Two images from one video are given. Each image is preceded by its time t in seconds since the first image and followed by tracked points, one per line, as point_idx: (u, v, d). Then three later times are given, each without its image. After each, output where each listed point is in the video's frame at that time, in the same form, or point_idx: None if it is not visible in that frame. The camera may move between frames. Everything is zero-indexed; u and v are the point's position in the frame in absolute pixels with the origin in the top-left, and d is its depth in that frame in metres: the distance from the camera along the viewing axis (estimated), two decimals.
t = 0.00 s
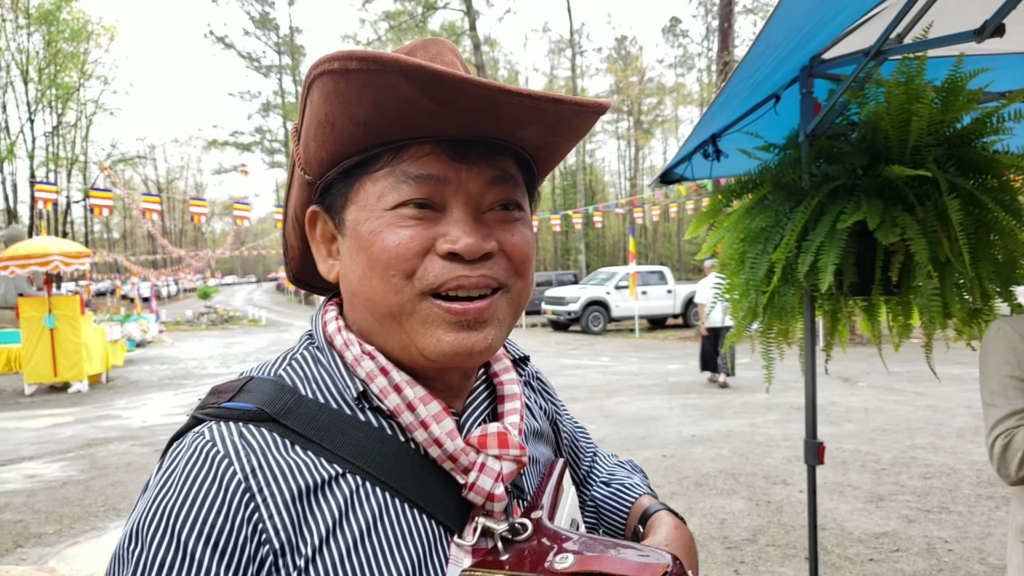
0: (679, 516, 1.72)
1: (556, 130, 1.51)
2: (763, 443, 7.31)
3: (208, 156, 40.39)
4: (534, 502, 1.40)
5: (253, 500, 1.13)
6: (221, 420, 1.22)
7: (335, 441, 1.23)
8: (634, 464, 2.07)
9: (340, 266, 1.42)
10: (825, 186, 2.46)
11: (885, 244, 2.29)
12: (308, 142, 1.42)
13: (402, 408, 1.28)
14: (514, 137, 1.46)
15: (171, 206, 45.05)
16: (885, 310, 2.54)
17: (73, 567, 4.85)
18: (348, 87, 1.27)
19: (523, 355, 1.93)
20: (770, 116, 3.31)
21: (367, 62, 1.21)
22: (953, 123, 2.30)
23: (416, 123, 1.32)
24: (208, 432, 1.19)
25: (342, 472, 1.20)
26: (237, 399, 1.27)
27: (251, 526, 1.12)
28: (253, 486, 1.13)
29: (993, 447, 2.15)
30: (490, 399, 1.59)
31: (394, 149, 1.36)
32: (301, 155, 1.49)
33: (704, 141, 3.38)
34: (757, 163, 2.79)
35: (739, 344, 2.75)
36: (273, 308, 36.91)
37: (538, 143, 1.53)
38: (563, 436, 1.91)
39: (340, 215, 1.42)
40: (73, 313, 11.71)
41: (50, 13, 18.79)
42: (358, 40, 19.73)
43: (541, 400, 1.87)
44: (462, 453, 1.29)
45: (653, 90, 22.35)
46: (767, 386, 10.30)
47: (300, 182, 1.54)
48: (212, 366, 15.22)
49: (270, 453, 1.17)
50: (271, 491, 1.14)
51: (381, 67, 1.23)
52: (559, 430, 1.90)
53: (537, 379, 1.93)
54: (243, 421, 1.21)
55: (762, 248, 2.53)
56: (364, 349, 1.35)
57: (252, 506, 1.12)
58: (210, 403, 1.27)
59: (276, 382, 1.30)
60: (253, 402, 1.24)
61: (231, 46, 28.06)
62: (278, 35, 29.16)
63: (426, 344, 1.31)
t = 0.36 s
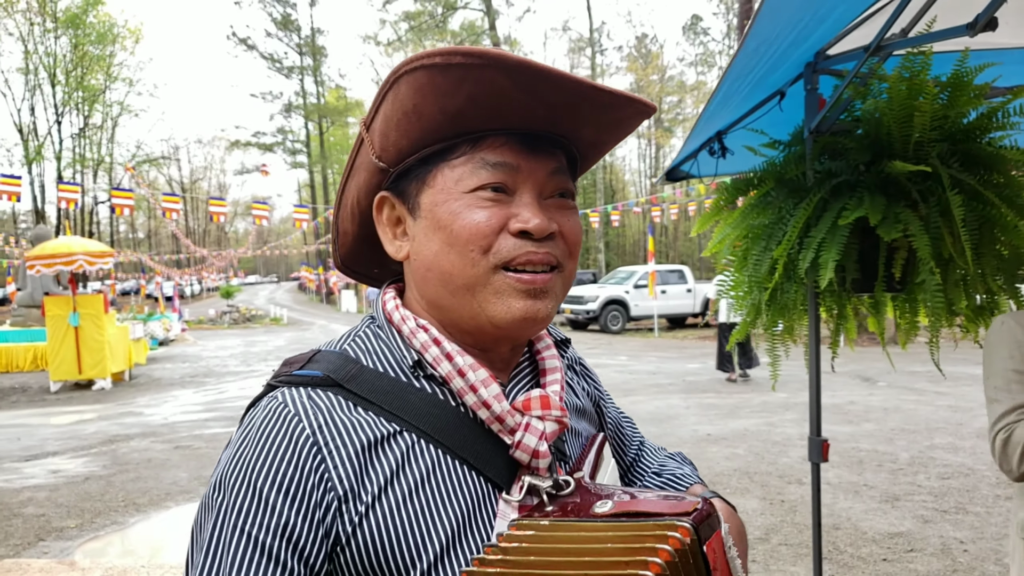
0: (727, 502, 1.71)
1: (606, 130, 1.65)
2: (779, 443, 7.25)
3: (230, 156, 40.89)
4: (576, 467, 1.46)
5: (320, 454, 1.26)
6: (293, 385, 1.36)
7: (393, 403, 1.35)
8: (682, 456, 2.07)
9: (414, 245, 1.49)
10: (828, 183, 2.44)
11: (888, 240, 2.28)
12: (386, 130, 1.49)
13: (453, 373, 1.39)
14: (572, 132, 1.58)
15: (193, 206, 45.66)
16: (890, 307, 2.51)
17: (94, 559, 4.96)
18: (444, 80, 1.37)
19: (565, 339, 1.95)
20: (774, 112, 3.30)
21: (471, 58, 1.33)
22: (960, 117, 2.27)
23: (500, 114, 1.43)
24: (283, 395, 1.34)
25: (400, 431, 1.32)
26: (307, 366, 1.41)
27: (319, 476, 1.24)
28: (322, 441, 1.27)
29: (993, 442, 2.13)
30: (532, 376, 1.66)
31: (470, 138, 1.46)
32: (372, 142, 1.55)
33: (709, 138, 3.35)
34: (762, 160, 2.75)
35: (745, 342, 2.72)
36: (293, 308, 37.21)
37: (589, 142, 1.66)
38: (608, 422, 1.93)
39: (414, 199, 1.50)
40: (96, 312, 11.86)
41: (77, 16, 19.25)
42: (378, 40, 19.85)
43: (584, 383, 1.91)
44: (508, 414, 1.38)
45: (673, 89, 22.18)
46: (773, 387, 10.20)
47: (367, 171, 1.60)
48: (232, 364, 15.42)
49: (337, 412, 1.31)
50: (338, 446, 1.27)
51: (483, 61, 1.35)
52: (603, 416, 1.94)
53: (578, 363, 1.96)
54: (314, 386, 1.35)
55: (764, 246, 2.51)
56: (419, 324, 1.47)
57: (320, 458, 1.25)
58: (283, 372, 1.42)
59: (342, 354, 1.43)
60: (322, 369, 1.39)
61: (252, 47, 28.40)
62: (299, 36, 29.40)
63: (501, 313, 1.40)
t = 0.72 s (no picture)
0: (752, 492, 1.61)
1: (646, 144, 1.66)
2: (779, 442, 7.24)
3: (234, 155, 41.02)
4: (597, 457, 1.42)
5: (350, 433, 1.32)
6: (333, 369, 1.42)
7: (422, 387, 1.40)
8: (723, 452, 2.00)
9: (463, 242, 1.48)
10: (818, 183, 2.45)
11: (877, 240, 2.28)
12: (444, 128, 1.47)
13: (480, 361, 1.41)
14: (616, 144, 1.59)
15: (196, 205, 45.83)
16: (882, 307, 2.50)
17: (94, 557, 4.97)
18: (513, 88, 1.38)
19: (595, 336, 1.84)
20: (766, 113, 3.31)
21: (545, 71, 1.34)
22: (950, 117, 2.27)
23: (560, 120, 1.43)
24: (323, 378, 1.40)
25: (425, 413, 1.37)
26: (347, 352, 1.47)
27: (348, 453, 1.31)
28: (355, 421, 1.33)
29: (982, 440, 2.14)
30: (553, 366, 1.61)
31: (525, 143, 1.46)
32: (425, 140, 1.53)
33: (702, 137, 3.37)
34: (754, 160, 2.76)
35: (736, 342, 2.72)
36: (295, 307, 37.24)
37: (631, 154, 1.67)
38: (644, 423, 1.87)
39: (464, 197, 1.49)
40: (99, 309, 11.91)
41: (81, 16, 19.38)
42: (381, 39, 19.87)
43: (617, 378, 1.84)
44: (526, 403, 1.39)
45: (675, 88, 22.15)
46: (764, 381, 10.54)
47: (416, 167, 1.58)
48: (234, 363, 15.47)
49: (369, 395, 1.37)
50: (370, 426, 1.33)
51: (555, 73, 1.36)
52: (641, 415, 1.87)
53: (612, 360, 1.89)
54: (352, 370, 1.41)
55: (754, 245, 2.53)
56: (450, 317, 1.50)
57: (349, 437, 1.32)
58: (326, 356, 1.48)
59: (381, 342, 1.49)
60: (357, 354, 1.45)
61: (256, 47, 28.48)
62: (302, 35, 29.44)
63: (548, 310, 1.40)
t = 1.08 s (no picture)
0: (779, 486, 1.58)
1: (661, 129, 1.62)
2: (778, 441, 7.23)
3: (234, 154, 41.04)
4: (601, 445, 1.37)
5: (354, 415, 1.33)
6: (340, 352, 1.42)
7: (427, 371, 1.38)
8: (751, 438, 1.92)
9: (474, 228, 1.47)
10: (813, 177, 2.44)
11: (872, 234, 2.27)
12: (454, 115, 1.45)
13: (484, 347, 1.39)
14: (629, 130, 1.56)
15: (197, 203, 45.81)
16: (880, 303, 2.49)
17: (91, 553, 4.96)
18: (522, 74, 1.35)
19: (609, 321, 1.74)
20: (762, 107, 3.31)
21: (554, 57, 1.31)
22: (946, 111, 2.25)
23: (570, 107, 1.40)
24: (330, 362, 1.41)
25: (429, 397, 1.36)
26: (357, 335, 1.47)
27: (352, 434, 1.32)
28: (359, 403, 1.34)
29: (975, 435, 2.13)
30: (562, 352, 1.56)
31: (535, 129, 1.43)
32: (436, 125, 1.51)
33: (697, 133, 3.29)
34: (751, 155, 2.74)
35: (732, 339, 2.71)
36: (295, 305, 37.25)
37: (644, 139, 1.63)
38: (666, 409, 1.80)
39: (475, 183, 1.47)
40: (98, 307, 11.87)
41: (82, 14, 19.40)
42: (381, 37, 19.83)
43: (636, 364, 1.76)
44: (529, 389, 1.36)
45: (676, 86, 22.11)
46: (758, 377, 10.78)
47: (427, 153, 1.57)
48: (234, 361, 15.47)
49: (374, 378, 1.37)
50: (374, 409, 1.33)
51: (564, 60, 1.33)
52: (662, 404, 1.80)
53: (630, 343, 1.79)
54: (359, 354, 1.41)
55: (749, 239, 2.52)
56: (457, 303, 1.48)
57: (354, 418, 1.33)
58: (339, 337, 1.47)
59: (390, 327, 1.48)
60: (366, 338, 1.44)
61: (256, 45, 28.46)
62: (302, 34, 29.41)
63: (557, 297, 1.39)
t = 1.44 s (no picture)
0: (769, 465, 1.57)
1: (660, 130, 1.61)
2: (776, 441, 7.24)
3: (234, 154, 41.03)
4: (597, 437, 1.36)
5: (355, 405, 1.34)
6: (342, 344, 1.42)
7: (427, 365, 1.38)
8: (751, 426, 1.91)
9: (475, 229, 1.47)
10: (809, 177, 2.44)
11: (868, 234, 2.27)
12: (455, 118, 1.46)
13: (481, 341, 1.39)
14: (629, 132, 1.55)
15: (196, 203, 45.81)
16: (875, 303, 2.49)
17: (90, 553, 4.96)
18: (521, 79, 1.36)
19: (609, 319, 1.74)
20: (758, 108, 3.31)
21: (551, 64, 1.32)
22: (941, 112, 2.25)
23: (568, 111, 1.40)
24: (332, 354, 1.41)
25: (428, 389, 1.36)
26: (360, 328, 1.46)
27: (351, 425, 1.33)
28: (360, 395, 1.34)
29: (973, 435, 2.13)
30: (558, 348, 1.56)
31: (533, 131, 1.43)
32: (438, 127, 1.52)
33: (694, 133, 3.28)
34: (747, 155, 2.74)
35: (729, 338, 2.72)
36: (294, 306, 37.23)
37: (643, 140, 1.62)
38: (668, 404, 1.79)
39: (475, 185, 1.48)
40: (97, 307, 11.86)
41: (81, 14, 19.40)
42: (381, 38, 19.83)
43: (635, 360, 1.76)
44: (524, 383, 1.35)
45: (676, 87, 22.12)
46: (754, 378, 10.82)
47: (430, 154, 1.57)
48: (233, 361, 15.47)
49: (376, 370, 1.37)
50: (374, 401, 1.34)
51: (562, 65, 1.33)
52: (662, 398, 1.79)
53: (630, 339, 1.80)
54: (361, 347, 1.41)
55: (745, 239, 2.52)
56: (456, 298, 1.48)
57: (354, 409, 1.34)
58: (343, 329, 1.48)
59: (392, 321, 1.48)
60: (369, 331, 1.44)
61: (256, 45, 28.47)
62: (302, 34, 29.41)
63: (557, 296, 1.39)
